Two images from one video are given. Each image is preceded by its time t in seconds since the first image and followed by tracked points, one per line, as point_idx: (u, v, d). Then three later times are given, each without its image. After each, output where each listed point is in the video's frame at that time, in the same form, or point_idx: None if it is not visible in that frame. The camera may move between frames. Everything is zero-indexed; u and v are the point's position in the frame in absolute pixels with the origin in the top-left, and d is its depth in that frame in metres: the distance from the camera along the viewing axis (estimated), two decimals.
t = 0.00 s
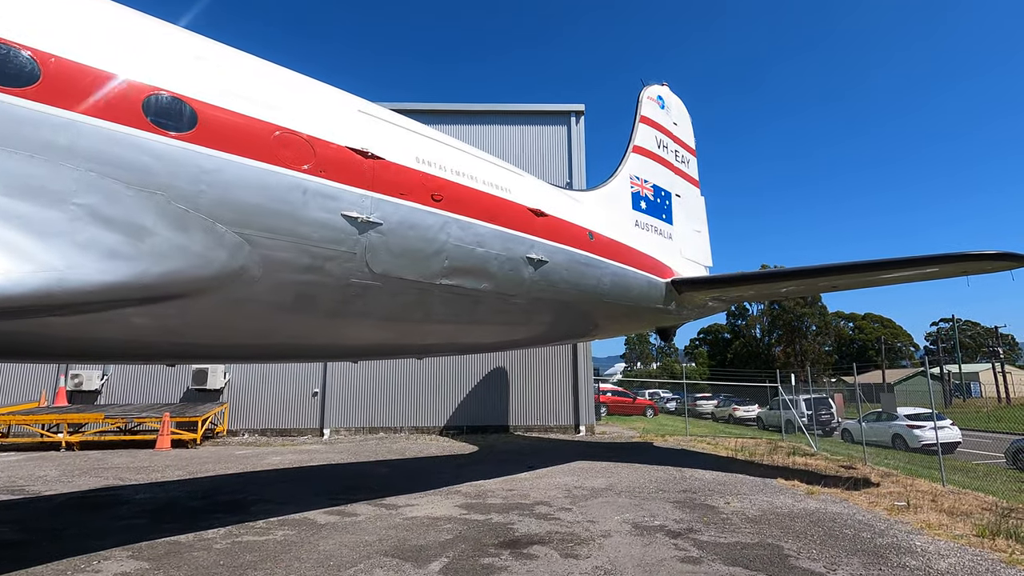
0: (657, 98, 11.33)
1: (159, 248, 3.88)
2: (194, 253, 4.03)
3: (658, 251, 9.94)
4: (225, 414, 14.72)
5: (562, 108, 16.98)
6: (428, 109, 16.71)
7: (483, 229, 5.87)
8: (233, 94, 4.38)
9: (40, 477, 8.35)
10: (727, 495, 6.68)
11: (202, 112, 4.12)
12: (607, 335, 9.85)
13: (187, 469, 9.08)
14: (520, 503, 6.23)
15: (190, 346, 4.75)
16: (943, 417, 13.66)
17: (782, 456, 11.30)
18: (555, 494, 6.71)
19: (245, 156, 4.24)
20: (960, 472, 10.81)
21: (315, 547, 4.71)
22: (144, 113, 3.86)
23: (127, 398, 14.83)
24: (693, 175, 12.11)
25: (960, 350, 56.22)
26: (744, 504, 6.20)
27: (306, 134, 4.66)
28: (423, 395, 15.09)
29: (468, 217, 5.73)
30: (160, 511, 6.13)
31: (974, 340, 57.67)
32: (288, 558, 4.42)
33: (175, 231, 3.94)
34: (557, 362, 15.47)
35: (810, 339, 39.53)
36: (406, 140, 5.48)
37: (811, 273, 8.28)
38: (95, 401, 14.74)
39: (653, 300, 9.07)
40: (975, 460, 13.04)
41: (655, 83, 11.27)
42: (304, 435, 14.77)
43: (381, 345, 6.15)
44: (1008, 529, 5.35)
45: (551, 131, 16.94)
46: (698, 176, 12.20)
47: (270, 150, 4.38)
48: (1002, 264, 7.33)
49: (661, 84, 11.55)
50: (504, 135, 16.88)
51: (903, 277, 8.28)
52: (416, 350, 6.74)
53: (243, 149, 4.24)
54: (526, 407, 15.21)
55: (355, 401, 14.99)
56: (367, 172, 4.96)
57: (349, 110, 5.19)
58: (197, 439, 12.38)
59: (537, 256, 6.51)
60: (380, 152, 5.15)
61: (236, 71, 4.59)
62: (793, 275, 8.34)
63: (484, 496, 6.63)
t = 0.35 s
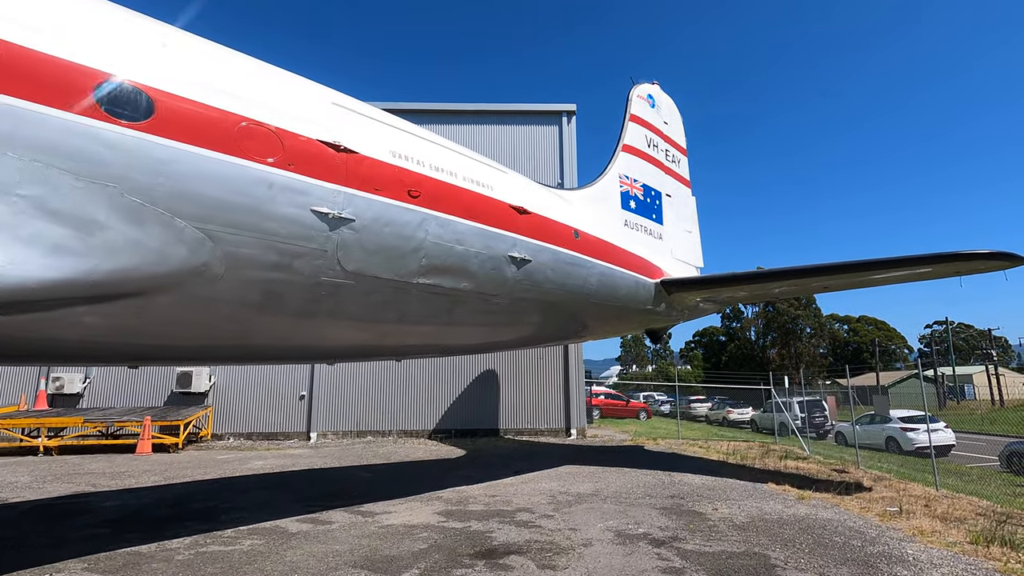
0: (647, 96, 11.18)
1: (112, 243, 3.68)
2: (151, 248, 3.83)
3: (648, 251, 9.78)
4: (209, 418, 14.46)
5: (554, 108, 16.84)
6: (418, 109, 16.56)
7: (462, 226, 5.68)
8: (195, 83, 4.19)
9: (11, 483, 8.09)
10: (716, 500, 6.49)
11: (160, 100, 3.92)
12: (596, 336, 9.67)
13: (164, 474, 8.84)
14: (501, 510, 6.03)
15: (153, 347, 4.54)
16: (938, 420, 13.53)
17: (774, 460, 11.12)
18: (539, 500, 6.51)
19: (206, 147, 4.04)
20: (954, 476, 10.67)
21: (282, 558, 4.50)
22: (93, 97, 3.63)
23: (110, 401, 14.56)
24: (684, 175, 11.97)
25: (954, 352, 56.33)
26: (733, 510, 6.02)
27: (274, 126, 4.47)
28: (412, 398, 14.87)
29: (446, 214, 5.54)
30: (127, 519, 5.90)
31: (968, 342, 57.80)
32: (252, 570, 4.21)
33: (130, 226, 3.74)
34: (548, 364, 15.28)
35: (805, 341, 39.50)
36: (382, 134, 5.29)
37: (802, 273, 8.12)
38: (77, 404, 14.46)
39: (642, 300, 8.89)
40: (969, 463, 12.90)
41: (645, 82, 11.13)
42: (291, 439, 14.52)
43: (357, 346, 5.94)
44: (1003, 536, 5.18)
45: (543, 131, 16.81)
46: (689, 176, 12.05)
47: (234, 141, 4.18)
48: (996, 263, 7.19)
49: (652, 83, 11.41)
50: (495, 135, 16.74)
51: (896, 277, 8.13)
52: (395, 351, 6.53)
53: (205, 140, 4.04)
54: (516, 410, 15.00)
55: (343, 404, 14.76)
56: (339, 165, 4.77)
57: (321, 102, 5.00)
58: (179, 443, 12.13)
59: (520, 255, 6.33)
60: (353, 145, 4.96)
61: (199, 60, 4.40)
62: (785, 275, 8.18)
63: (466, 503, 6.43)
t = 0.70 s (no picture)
0: (638, 96, 11.04)
1: (64, 244, 3.49)
2: (107, 250, 3.65)
3: (638, 253, 9.62)
4: (195, 422, 14.22)
5: (546, 108, 16.69)
6: (409, 109, 16.40)
7: (442, 227, 5.52)
8: (156, 76, 4.01)
9: None
10: (704, 508, 6.33)
11: (117, 95, 3.74)
12: (586, 339, 9.50)
13: (141, 481, 8.60)
14: (483, 519, 5.85)
15: (113, 352, 4.34)
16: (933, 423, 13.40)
17: (767, 465, 10.95)
18: (523, 509, 6.34)
19: (167, 143, 3.86)
20: (949, 481, 10.54)
21: (249, 572, 4.31)
22: (45, 94, 3.46)
23: (94, 406, 14.31)
24: (676, 176, 11.83)
25: (948, 355, 56.50)
26: (721, 519, 5.85)
27: (241, 122, 4.29)
28: (402, 401, 14.67)
29: (425, 214, 5.38)
30: (96, 530, 5.69)
31: (962, 345, 58.02)
32: None
33: (84, 226, 3.56)
34: (539, 367, 15.09)
35: (800, 345, 39.61)
36: (357, 131, 5.12)
37: (794, 275, 7.96)
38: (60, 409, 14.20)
39: (631, 303, 8.73)
40: (963, 467, 12.78)
41: (635, 81, 10.97)
42: (278, 444, 14.30)
43: (334, 351, 5.75)
44: (999, 547, 5.02)
45: (535, 132, 16.66)
46: (681, 177, 11.91)
47: (197, 138, 4.00)
48: (991, 265, 7.06)
49: (643, 82, 11.28)
50: (487, 136, 16.59)
51: (889, 279, 7.98)
52: (375, 355, 6.35)
53: (166, 136, 3.86)
54: (507, 413, 14.80)
55: (331, 408, 14.55)
56: (310, 163, 4.59)
57: (293, 97, 4.83)
58: (163, 449, 11.89)
59: (503, 256, 6.16)
60: (326, 142, 4.79)
61: (162, 53, 4.23)
62: (776, 277, 8.02)
63: (448, 512, 6.24)
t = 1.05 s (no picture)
0: (628, 94, 10.88)
1: (7, 235, 3.29)
2: (54, 242, 3.46)
3: (627, 252, 9.45)
4: (179, 424, 13.97)
5: (538, 107, 16.55)
6: (398, 108, 16.25)
7: (419, 222, 5.33)
8: (111, 60, 3.80)
9: None
10: (691, 512, 6.16)
11: (67, 79, 3.54)
12: (573, 339, 9.33)
13: (116, 485, 8.38)
14: (462, 525, 5.67)
15: (68, 350, 4.14)
16: (926, 424, 13.30)
17: (759, 467, 10.80)
18: (504, 514, 6.15)
19: (121, 131, 3.65)
20: (941, 483, 10.41)
21: None
22: None
23: (76, 407, 14.05)
24: (666, 174, 11.67)
25: (942, 356, 56.66)
26: (708, 524, 5.68)
27: (202, 110, 4.09)
28: (390, 403, 14.45)
29: (401, 208, 5.19)
30: (60, 537, 5.49)
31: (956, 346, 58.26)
32: None
33: (29, 216, 3.37)
34: (529, 368, 14.91)
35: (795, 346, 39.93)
36: (330, 122, 4.93)
37: (785, 273, 7.80)
38: (41, 410, 13.94)
39: (619, 302, 8.56)
40: (957, 469, 12.66)
41: (625, 78, 10.82)
42: (264, 446, 14.07)
43: (307, 351, 5.57)
44: (992, 553, 4.86)
45: (526, 130, 16.52)
46: (671, 175, 11.76)
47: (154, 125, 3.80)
48: (985, 263, 6.92)
49: (633, 79, 11.13)
50: (478, 134, 16.44)
51: (882, 278, 7.83)
52: (352, 355, 6.16)
53: (119, 123, 3.65)
54: (497, 415, 14.62)
55: (318, 410, 14.33)
56: (278, 155, 4.40)
57: (261, 86, 4.64)
58: (143, 451, 11.64)
59: (484, 253, 5.97)
60: (295, 133, 4.59)
61: (120, 37, 4.02)
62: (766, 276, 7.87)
63: (426, 517, 6.07)
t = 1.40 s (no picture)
0: (616, 93, 10.72)
1: None
2: None
3: (614, 253, 9.28)
4: (160, 429, 13.68)
5: (527, 107, 16.39)
6: (386, 108, 16.05)
7: (391, 221, 5.13)
8: (56, 47, 3.58)
9: None
10: (675, 522, 5.95)
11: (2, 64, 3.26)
12: (559, 342, 9.14)
13: (86, 493, 8.11)
14: (437, 536, 5.45)
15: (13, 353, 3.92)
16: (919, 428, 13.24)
17: (749, 472, 10.62)
18: (482, 524, 5.95)
19: (63, 122, 3.43)
20: (933, 488, 10.26)
21: None
22: None
23: (54, 412, 13.75)
24: (655, 175, 11.51)
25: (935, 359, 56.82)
26: (692, 534, 5.49)
27: (155, 102, 3.88)
28: (377, 407, 14.21)
29: (372, 207, 4.99)
30: (16, 550, 5.25)
31: (948, 348, 58.47)
32: None
33: None
34: (518, 371, 14.70)
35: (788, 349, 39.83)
36: (296, 117, 4.72)
37: (774, 275, 7.63)
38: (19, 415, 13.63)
39: (605, 305, 8.38)
40: (949, 473, 12.54)
41: (613, 77, 10.65)
42: (248, 452, 13.80)
43: (275, 355, 5.35)
44: (984, 564, 4.69)
45: (516, 131, 16.35)
46: (660, 176, 11.60)
47: (100, 116, 3.58)
48: (976, 265, 6.78)
49: (621, 79, 10.96)
50: (467, 135, 16.26)
51: (871, 279, 7.68)
52: (325, 359, 5.95)
53: (63, 114, 3.43)
54: (485, 419, 14.40)
55: (303, 414, 14.07)
56: (238, 149, 4.19)
57: (222, 78, 4.43)
58: (120, 458, 11.34)
59: (461, 253, 5.77)
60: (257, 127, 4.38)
61: (67, 24, 3.80)
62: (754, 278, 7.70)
63: (401, 527, 5.85)
